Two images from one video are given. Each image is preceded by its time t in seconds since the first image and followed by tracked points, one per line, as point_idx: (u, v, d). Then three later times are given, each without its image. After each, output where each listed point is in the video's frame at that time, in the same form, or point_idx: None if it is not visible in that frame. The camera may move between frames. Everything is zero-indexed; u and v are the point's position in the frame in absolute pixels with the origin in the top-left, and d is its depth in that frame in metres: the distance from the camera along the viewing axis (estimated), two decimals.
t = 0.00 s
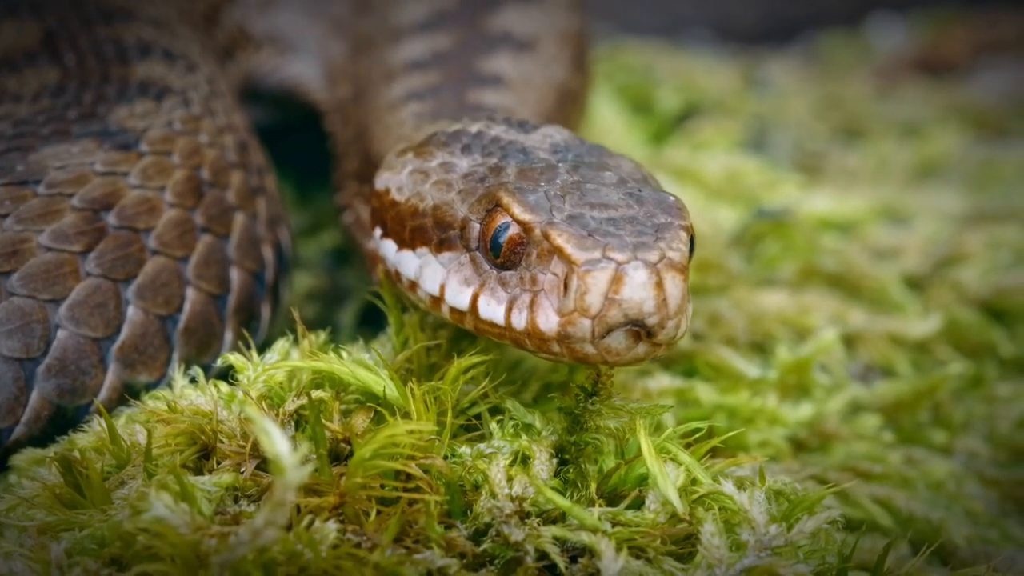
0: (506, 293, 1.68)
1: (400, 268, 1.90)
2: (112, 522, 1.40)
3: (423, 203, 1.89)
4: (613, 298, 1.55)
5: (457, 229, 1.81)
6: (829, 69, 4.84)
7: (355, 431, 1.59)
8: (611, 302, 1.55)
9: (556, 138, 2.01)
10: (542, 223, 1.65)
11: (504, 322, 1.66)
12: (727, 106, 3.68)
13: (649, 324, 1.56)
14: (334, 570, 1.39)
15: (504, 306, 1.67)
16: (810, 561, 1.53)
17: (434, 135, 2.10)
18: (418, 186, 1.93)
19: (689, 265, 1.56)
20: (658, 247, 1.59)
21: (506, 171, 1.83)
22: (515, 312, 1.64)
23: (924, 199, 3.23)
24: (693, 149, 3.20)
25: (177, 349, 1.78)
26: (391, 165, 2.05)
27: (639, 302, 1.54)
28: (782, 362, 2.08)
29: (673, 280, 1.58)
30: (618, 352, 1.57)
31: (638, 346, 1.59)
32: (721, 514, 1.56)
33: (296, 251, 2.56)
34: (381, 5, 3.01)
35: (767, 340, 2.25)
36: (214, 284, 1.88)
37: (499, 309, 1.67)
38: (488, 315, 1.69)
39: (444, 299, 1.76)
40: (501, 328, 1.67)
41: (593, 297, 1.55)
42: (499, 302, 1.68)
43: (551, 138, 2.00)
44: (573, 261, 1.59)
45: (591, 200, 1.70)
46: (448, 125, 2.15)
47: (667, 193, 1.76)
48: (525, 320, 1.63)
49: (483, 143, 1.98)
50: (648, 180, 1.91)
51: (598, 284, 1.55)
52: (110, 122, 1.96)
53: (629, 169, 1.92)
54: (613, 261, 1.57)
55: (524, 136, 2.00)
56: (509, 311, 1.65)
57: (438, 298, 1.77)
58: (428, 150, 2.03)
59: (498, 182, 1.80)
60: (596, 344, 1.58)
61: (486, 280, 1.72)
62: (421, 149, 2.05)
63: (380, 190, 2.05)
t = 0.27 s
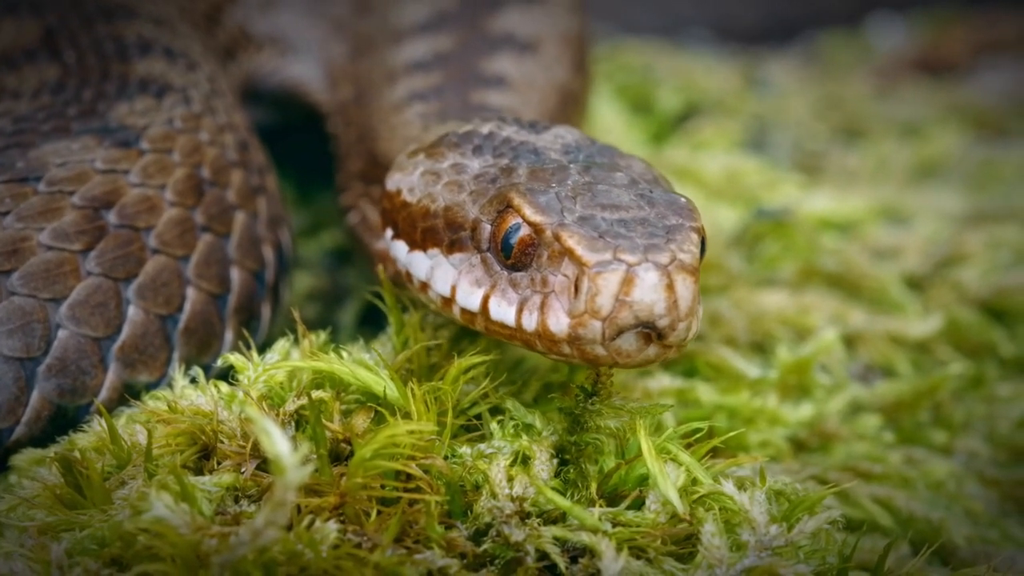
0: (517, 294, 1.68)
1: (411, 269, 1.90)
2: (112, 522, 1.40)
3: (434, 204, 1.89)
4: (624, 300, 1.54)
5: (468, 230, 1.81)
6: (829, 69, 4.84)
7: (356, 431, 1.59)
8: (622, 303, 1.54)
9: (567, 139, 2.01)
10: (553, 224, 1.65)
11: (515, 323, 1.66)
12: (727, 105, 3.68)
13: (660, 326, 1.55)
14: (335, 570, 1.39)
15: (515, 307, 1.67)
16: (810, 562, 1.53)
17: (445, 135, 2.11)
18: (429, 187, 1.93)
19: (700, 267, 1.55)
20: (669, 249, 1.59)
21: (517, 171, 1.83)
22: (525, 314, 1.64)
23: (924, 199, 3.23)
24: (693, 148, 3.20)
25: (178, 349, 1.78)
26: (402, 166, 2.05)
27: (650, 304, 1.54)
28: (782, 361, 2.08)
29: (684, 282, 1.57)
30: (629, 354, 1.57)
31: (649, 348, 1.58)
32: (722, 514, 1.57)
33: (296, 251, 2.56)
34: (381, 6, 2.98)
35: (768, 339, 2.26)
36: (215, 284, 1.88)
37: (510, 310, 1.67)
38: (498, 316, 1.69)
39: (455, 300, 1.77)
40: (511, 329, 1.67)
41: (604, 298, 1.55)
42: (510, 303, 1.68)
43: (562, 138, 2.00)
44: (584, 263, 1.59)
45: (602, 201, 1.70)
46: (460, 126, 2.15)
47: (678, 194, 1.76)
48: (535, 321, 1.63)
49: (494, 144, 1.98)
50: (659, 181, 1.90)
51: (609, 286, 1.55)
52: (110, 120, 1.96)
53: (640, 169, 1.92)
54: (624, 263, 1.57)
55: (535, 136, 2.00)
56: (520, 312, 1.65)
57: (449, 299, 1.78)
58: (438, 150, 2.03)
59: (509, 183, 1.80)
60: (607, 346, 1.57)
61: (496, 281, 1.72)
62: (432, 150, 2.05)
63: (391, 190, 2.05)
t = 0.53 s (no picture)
0: (520, 295, 1.68)
1: (414, 269, 1.90)
2: (112, 522, 1.40)
3: (437, 204, 1.89)
4: (627, 301, 1.55)
5: (471, 230, 1.80)
6: (828, 69, 4.84)
7: (355, 431, 1.59)
8: (624, 305, 1.55)
9: (570, 139, 2.00)
10: (557, 225, 1.66)
11: (518, 324, 1.66)
12: (726, 105, 3.68)
13: (663, 327, 1.55)
14: (334, 570, 1.39)
15: (518, 308, 1.67)
16: (810, 562, 1.53)
17: (448, 135, 2.10)
18: (432, 187, 1.93)
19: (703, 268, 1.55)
20: (672, 250, 1.59)
21: (521, 172, 1.83)
22: (528, 314, 1.64)
23: (924, 199, 3.23)
24: (693, 148, 3.20)
25: (177, 349, 1.78)
26: (406, 166, 2.05)
27: (653, 305, 1.54)
28: (782, 361, 2.08)
29: (687, 283, 1.58)
30: (632, 355, 1.57)
31: (652, 349, 1.58)
32: (722, 514, 1.57)
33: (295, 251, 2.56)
34: (381, 6, 2.99)
35: (768, 339, 2.26)
36: (214, 283, 1.88)
37: (513, 311, 1.67)
38: (501, 317, 1.69)
39: (458, 301, 1.76)
40: (514, 330, 1.67)
41: (607, 299, 1.55)
42: (513, 304, 1.68)
43: (565, 138, 2.00)
44: (588, 264, 1.59)
45: (605, 202, 1.70)
46: (463, 125, 2.14)
47: (681, 195, 1.76)
48: (538, 322, 1.63)
49: (497, 144, 1.97)
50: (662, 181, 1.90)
51: (612, 287, 1.56)
52: (110, 118, 1.96)
53: (644, 170, 1.92)
54: (628, 264, 1.57)
55: (538, 136, 2.00)
56: (523, 313, 1.65)
57: (452, 299, 1.77)
58: (442, 150, 2.02)
59: (513, 183, 1.80)
60: (610, 347, 1.57)
61: (500, 281, 1.72)
62: (436, 149, 2.05)
63: (394, 190, 2.05)
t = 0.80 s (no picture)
0: (520, 296, 1.67)
1: (413, 269, 1.90)
2: (110, 522, 1.40)
3: (437, 205, 1.89)
4: (627, 302, 1.55)
5: (471, 231, 1.80)
6: (828, 68, 4.84)
7: (354, 431, 1.59)
8: (625, 305, 1.55)
9: (570, 139, 2.00)
10: (557, 226, 1.65)
11: (518, 324, 1.66)
12: (726, 105, 3.68)
13: (663, 327, 1.56)
14: (333, 570, 1.39)
15: (518, 309, 1.66)
16: (810, 561, 1.53)
17: (448, 136, 2.10)
18: (432, 188, 1.93)
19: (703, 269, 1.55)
20: (672, 251, 1.59)
21: (521, 173, 1.83)
22: (528, 315, 1.64)
23: (923, 199, 3.22)
24: (692, 148, 3.20)
25: (177, 348, 1.78)
26: (405, 167, 2.05)
27: (653, 306, 1.54)
28: (781, 361, 2.07)
29: (688, 284, 1.58)
30: (632, 355, 1.57)
31: (652, 350, 1.58)
32: (721, 513, 1.57)
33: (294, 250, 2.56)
34: (380, 6, 2.97)
35: (767, 339, 2.26)
36: (214, 283, 1.88)
37: (513, 312, 1.67)
38: (501, 317, 1.68)
39: (458, 302, 1.76)
40: (514, 330, 1.67)
41: (607, 300, 1.55)
42: (513, 305, 1.68)
43: (565, 139, 2.00)
44: (588, 265, 1.58)
45: (605, 203, 1.70)
46: (463, 126, 2.14)
47: (682, 196, 1.76)
48: (538, 323, 1.63)
49: (497, 145, 1.97)
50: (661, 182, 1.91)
51: (612, 288, 1.55)
52: (109, 118, 1.96)
53: (643, 171, 1.92)
54: (628, 265, 1.57)
55: (538, 137, 2.00)
56: (523, 314, 1.65)
57: (452, 300, 1.77)
58: (442, 151, 2.03)
59: (512, 184, 1.80)
60: (610, 348, 1.57)
61: (499, 282, 1.71)
62: (435, 150, 2.05)
63: (394, 191, 2.05)
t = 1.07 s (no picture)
0: (519, 294, 1.67)
1: (413, 268, 1.90)
2: (109, 521, 1.40)
3: (437, 203, 1.89)
4: (626, 300, 1.54)
5: (471, 229, 1.80)
6: (827, 67, 4.84)
7: (353, 430, 1.59)
8: (624, 304, 1.54)
9: (570, 139, 2.00)
10: (557, 225, 1.65)
11: (517, 323, 1.66)
12: (725, 104, 3.68)
13: (663, 326, 1.55)
14: (332, 569, 1.39)
15: (518, 307, 1.66)
16: (809, 560, 1.53)
17: (448, 135, 2.10)
18: (432, 186, 1.93)
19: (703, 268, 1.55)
20: (672, 250, 1.59)
21: (521, 172, 1.82)
22: (528, 313, 1.64)
23: (922, 198, 3.22)
24: (692, 147, 3.19)
25: (175, 348, 1.78)
26: (405, 166, 2.06)
27: (653, 305, 1.54)
28: (781, 361, 2.07)
29: (687, 283, 1.57)
30: (631, 354, 1.56)
31: (651, 349, 1.58)
32: (720, 512, 1.56)
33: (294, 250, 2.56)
34: (379, 6, 2.97)
35: (767, 338, 2.25)
36: (213, 283, 1.88)
37: (513, 310, 1.67)
38: (501, 316, 1.68)
39: (458, 300, 1.76)
40: (514, 329, 1.67)
41: (606, 299, 1.55)
42: (513, 303, 1.68)
43: (565, 138, 2.00)
44: (588, 263, 1.58)
45: (604, 202, 1.70)
46: (463, 125, 2.14)
47: (682, 195, 1.76)
48: (538, 322, 1.63)
49: (497, 144, 1.97)
50: (661, 182, 1.91)
51: (612, 287, 1.55)
52: (108, 118, 1.95)
53: (644, 170, 1.92)
54: (627, 264, 1.56)
55: (538, 136, 2.00)
56: (523, 312, 1.65)
57: (451, 298, 1.77)
58: (441, 150, 2.03)
59: (512, 183, 1.80)
60: (610, 347, 1.57)
61: (499, 281, 1.71)
62: (435, 149, 2.05)
63: (394, 190, 2.05)
